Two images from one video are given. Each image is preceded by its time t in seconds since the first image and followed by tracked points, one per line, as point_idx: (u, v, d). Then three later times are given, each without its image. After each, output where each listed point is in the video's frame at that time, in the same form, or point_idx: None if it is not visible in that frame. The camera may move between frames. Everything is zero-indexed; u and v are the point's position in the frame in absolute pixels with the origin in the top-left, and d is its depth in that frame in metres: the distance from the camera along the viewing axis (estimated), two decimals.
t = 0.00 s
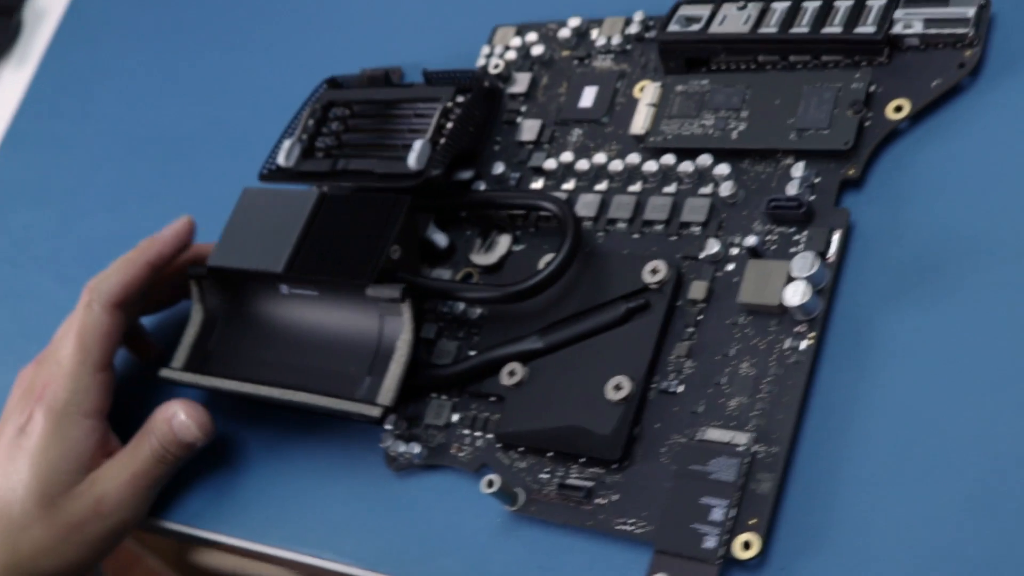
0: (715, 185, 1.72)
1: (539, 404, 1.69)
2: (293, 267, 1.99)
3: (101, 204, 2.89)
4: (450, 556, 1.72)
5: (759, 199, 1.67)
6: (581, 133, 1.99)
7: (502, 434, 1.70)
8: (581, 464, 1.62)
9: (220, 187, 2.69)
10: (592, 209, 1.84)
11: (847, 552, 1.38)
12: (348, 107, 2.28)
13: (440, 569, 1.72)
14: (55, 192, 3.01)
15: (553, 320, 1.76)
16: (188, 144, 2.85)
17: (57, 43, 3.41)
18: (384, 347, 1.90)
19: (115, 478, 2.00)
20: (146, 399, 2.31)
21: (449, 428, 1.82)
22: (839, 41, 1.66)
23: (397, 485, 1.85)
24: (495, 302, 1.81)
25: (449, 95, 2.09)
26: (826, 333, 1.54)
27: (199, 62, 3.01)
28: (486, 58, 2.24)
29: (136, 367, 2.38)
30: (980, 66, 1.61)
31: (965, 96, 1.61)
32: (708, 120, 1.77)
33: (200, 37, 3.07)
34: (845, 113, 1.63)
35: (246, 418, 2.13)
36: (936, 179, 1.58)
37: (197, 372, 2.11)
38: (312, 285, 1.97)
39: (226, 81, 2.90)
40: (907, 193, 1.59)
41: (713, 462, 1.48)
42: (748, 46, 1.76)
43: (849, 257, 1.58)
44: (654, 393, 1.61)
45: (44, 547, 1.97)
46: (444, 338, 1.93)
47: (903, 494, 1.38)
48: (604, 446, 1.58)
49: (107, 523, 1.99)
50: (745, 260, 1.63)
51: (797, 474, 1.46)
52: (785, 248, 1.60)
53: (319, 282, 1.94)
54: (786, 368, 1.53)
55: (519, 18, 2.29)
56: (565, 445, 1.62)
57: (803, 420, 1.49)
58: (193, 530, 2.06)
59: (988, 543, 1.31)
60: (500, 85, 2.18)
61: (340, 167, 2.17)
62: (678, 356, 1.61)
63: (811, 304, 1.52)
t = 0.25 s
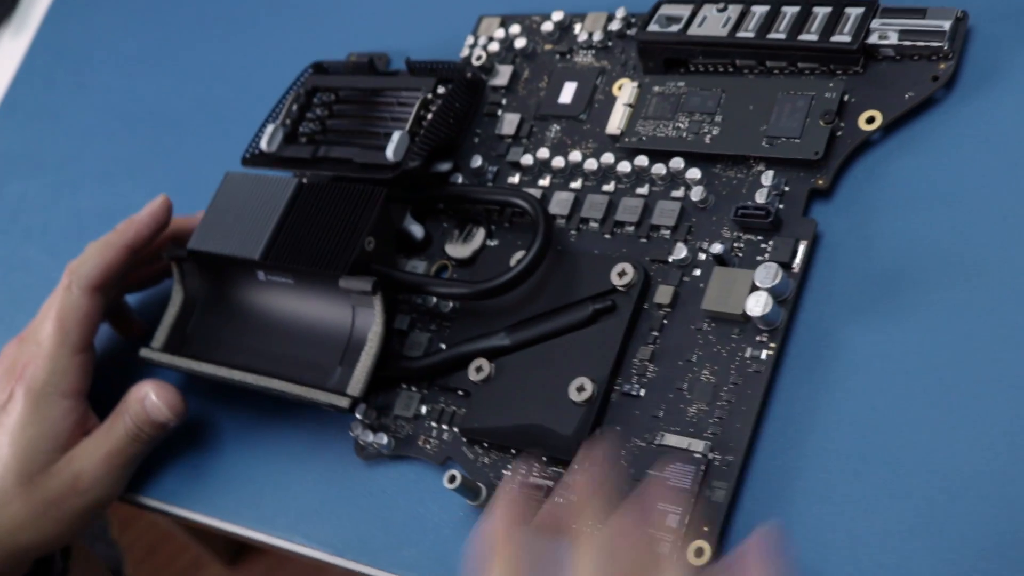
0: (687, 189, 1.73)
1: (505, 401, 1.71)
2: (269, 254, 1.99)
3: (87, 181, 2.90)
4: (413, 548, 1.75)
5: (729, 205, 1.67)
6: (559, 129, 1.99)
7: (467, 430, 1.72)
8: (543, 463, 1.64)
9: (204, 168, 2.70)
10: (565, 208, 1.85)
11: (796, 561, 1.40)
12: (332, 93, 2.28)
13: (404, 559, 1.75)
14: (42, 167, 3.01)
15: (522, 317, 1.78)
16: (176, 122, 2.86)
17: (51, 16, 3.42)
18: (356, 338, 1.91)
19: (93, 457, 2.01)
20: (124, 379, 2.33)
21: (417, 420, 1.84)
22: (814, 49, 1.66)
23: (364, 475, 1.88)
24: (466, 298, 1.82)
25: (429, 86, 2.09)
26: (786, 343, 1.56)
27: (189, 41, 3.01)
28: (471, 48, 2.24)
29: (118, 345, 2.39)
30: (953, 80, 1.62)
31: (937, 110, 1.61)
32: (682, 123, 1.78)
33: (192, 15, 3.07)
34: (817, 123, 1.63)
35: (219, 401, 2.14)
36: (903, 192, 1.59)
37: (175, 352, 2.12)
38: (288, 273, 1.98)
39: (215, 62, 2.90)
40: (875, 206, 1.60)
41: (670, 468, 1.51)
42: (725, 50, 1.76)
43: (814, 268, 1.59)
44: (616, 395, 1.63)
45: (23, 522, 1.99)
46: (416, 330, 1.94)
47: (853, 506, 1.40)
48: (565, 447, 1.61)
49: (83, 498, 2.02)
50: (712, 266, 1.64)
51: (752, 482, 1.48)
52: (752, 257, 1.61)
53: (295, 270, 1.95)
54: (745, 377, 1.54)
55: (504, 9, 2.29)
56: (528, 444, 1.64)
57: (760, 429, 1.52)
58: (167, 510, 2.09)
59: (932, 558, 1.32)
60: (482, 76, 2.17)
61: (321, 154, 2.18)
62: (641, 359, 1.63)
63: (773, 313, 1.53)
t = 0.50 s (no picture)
0: (664, 194, 1.74)
1: (479, 400, 1.74)
2: (255, 247, 2.02)
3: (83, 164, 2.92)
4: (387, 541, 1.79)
5: (704, 212, 1.69)
6: (543, 129, 2.00)
7: (440, 426, 1.75)
8: (513, 462, 1.67)
9: (198, 155, 2.72)
10: (545, 209, 1.86)
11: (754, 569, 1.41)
12: (324, 87, 2.29)
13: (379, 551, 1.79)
14: (40, 148, 3.03)
15: (499, 317, 1.80)
16: (171, 107, 2.87)
17: None
18: (336, 332, 1.94)
19: (81, 443, 2.04)
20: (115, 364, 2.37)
21: (394, 415, 1.87)
22: (794, 58, 1.66)
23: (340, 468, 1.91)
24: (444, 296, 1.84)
25: (417, 83, 2.11)
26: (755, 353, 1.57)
27: (188, 27, 3.03)
28: (461, 44, 2.24)
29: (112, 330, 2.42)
30: (932, 92, 1.61)
31: (915, 122, 1.61)
32: (662, 128, 1.79)
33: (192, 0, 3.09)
34: (793, 133, 1.64)
35: (204, 389, 2.18)
36: (878, 203, 1.59)
37: (163, 339, 2.15)
38: (273, 266, 2.00)
39: (213, 49, 2.91)
40: (849, 216, 1.60)
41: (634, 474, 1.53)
42: (707, 56, 1.77)
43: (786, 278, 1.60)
44: (587, 398, 1.65)
45: (11, 506, 2.02)
46: (396, 326, 1.96)
47: (811, 516, 1.41)
48: (534, 448, 1.63)
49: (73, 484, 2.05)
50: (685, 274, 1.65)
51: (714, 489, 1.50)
52: (724, 265, 1.63)
53: (279, 263, 1.98)
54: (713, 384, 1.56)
55: (495, 5, 2.29)
56: (499, 443, 1.67)
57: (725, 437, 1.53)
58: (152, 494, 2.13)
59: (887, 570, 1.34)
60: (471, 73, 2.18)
61: (310, 147, 2.20)
62: (612, 364, 1.65)
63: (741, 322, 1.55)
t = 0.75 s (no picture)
0: (636, 191, 1.75)
1: (448, 392, 1.76)
2: (234, 235, 2.01)
3: (68, 147, 2.92)
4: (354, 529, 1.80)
5: (674, 210, 1.70)
6: (520, 122, 2.01)
7: (410, 417, 1.77)
8: (479, 454, 1.69)
9: (181, 140, 2.72)
10: (519, 202, 1.87)
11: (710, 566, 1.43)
12: (307, 75, 2.29)
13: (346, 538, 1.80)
14: (25, 130, 3.03)
15: (470, 310, 1.81)
16: (156, 91, 2.87)
17: None
18: (311, 322, 1.95)
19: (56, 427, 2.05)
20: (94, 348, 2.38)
21: (367, 404, 1.88)
22: (766, 58, 1.67)
23: (311, 456, 1.92)
24: (417, 288, 1.85)
25: (396, 74, 2.08)
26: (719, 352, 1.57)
27: (175, 12, 3.03)
28: (442, 35, 2.24)
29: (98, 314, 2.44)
30: (902, 94, 1.62)
31: (884, 123, 1.61)
32: (635, 124, 1.80)
33: None
34: (763, 132, 1.65)
35: (182, 375, 2.20)
36: (846, 204, 1.59)
37: (141, 324, 2.14)
38: (251, 255, 2.01)
39: (199, 35, 2.91)
40: (816, 217, 1.61)
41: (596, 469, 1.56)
42: (681, 53, 1.78)
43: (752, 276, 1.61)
44: (553, 392, 1.67)
45: None
46: (371, 316, 1.97)
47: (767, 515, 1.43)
48: (500, 441, 1.65)
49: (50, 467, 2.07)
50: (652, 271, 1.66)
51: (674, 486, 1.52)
52: (691, 262, 1.63)
53: (255, 251, 1.98)
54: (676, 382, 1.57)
55: None
56: (464, 435, 1.69)
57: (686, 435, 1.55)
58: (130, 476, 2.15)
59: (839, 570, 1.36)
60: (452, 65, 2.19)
61: (291, 136, 2.19)
62: (579, 359, 1.66)
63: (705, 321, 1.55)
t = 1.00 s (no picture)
0: (619, 191, 1.76)
1: (430, 389, 1.77)
2: (221, 229, 2.00)
3: (42, 130, 2.84)
4: (337, 523, 1.81)
5: (657, 210, 1.70)
6: (507, 119, 2.01)
7: (392, 413, 1.78)
8: (460, 451, 1.71)
9: (159, 124, 2.66)
10: (504, 200, 1.87)
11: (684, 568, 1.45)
12: (299, 70, 2.25)
13: (329, 532, 1.81)
14: None
15: (453, 307, 1.82)
16: (135, 73, 2.82)
17: None
18: (296, 317, 1.94)
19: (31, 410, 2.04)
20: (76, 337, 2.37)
21: (350, 400, 1.89)
22: (751, 60, 1.67)
23: (295, 450, 1.93)
24: (402, 285, 1.86)
25: (384, 70, 2.07)
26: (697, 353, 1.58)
27: None
28: (433, 30, 2.24)
29: (83, 300, 2.43)
30: (885, 97, 1.62)
31: (867, 127, 1.62)
32: (620, 124, 1.81)
33: None
34: (746, 135, 1.65)
35: (164, 365, 2.18)
36: (827, 207, 1.60)
37: (131, 315, 2.12)
38: (239, 249, 2.00)
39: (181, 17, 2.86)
40: (797, 219, 1.61)
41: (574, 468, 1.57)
42: (667, 54, 1.79)
43: (732, 279, 1.61)
44: (533, 391, 1.68)
45: None
46: (356, 311, 1.97)
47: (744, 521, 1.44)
48: (480, 440, 1.66)
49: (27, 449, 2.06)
50: (633, 272, 1.67)
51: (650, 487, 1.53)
52: (672, 263, 1.65)
53: (242, 246, 1.98)
54: (654, 382, 1.58)
55: None
56: (444, 432, 1.71)
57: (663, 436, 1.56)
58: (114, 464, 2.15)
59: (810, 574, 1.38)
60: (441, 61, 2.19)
61: (280, 130, 2.16)
62: (559, 359, 1.67)
63: (683, 323, 1.54)
